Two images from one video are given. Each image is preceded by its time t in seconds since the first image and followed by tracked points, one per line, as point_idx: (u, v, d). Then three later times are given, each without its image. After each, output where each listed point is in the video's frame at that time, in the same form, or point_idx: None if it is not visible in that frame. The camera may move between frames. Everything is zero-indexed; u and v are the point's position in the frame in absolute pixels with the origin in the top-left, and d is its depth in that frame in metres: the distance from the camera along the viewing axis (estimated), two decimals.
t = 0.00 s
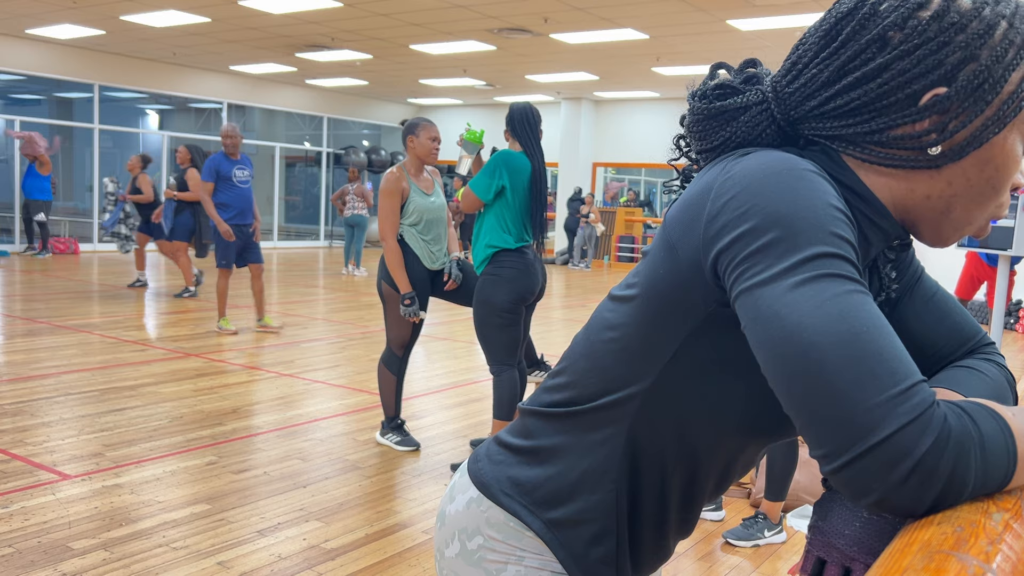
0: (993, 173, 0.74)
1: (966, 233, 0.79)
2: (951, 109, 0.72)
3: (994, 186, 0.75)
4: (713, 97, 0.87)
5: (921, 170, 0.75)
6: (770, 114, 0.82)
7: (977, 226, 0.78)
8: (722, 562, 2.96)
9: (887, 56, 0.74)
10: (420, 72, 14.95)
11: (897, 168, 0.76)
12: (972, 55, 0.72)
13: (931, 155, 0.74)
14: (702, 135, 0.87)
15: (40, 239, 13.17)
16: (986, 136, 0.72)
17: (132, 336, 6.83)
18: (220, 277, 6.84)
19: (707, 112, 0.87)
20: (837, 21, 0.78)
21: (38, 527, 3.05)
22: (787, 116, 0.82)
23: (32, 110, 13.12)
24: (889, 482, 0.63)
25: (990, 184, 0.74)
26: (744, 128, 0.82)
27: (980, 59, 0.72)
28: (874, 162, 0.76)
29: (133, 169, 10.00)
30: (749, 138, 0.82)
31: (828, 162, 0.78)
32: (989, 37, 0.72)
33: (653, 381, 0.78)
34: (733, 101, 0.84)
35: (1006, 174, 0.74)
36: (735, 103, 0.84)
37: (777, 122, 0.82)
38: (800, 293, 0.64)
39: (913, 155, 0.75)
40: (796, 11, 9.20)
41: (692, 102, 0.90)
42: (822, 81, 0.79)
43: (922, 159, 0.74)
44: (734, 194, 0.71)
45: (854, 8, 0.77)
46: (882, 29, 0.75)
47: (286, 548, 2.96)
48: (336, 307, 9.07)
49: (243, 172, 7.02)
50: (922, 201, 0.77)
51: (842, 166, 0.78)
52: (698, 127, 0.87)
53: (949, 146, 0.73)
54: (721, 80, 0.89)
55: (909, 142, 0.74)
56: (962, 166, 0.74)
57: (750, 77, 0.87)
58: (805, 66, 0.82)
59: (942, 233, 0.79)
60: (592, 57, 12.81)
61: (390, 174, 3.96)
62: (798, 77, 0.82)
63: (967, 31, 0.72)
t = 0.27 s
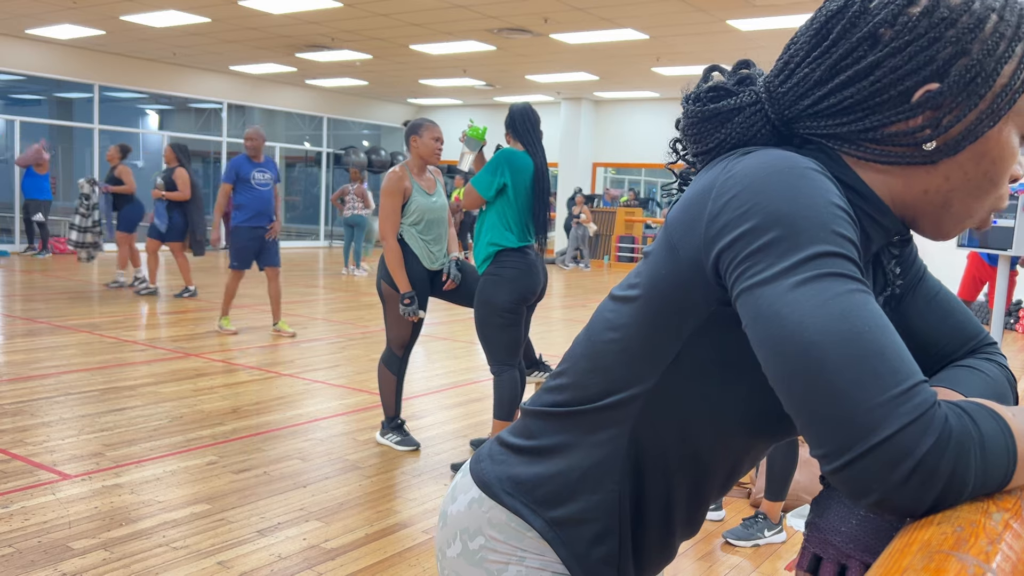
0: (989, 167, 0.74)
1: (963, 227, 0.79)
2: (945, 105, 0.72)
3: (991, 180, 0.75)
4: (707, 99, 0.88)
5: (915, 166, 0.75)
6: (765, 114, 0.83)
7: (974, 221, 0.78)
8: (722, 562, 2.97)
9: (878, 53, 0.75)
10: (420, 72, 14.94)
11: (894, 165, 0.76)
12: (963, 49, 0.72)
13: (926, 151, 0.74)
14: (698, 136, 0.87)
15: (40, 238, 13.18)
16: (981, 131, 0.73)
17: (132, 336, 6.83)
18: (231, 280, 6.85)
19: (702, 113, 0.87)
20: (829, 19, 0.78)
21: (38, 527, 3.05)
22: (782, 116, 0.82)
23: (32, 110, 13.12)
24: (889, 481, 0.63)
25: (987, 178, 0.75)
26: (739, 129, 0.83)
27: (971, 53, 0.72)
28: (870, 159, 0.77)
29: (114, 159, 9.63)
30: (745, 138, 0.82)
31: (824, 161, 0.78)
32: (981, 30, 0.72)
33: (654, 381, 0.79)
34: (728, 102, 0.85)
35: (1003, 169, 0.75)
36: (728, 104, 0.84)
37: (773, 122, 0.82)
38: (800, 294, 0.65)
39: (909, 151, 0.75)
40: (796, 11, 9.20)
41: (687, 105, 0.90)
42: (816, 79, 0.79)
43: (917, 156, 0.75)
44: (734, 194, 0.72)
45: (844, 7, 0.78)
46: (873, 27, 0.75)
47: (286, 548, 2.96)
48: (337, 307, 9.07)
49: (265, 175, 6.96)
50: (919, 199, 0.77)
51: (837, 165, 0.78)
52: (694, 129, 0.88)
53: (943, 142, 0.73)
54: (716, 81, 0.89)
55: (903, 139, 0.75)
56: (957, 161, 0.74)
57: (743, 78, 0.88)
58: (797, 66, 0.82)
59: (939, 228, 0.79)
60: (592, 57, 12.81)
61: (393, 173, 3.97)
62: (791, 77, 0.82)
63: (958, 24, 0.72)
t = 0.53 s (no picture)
0: (987, 163, 0.74)
1: (959, 225, 0.79)
2: (941, 103, 0.72)
3: (989, 177, 0.74)
4: (702, 100, 0.87)
5: (912, 164, 0.75)
6: (761, 114, 0.82)
7: (974, 217, 0.77)
8: (722, 562, 2.97)
9: (873, 53, 0.75)
10: (420, 72, 14.95)
11: (890, 163, 0.76)
12: (957, 48, 0.72)
13: (921, 149, 0.74)
14: (694, 138, 0.87)
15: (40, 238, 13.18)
16: (977, 128, 0.72)
17: (132, 336, 6.83)
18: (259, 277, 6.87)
19: (697, 115, 0.87)
20: (823, 19, 0.78)
21: (38, 527, 3.05)
22: (778, 116, 0.82)
23: (32, 110, 13.13)
24: (890, 481, 0.63)
25: (985, 174, 0.74)
26: (735, 129, 0.82)
27: (965, 52, 0.72)
28: (867, 157, 0.77)
29: (92, 159, 9.43)
30: (741, 138, 0.82)
31: (822, 159, 0.78)
32: (975, 28, 0.72)
33: (654, 380, 0.78)
34: (724, 103, 0.85)
35: (999, 167, 0.74)
36: (724, 105, 0.84)
37: (769, 122, 0.82)
38: (801, 292, 0.64)
39: (905, 150, 0.75)
40: (796, 11, 9.21)
41: (682, 106, 0.90)
42: (811, 80, 0.79)
43: (913, 154, 0.74)
44: (736, 194, 0.71)
45: (838, 6, 0.77)
46: (867, 26, 0.75)
47: (287, 549, 2.96)
48: (337, 307, 9.08)
49: (283, 174, 6.90)
50: (919, 197, 0.77)
51: (835, 163, 0.78)
52: (690, 128, 0.87)
53: (941, 141, 0.73)
54: (711, 82, 0.89)
55: (899, 138, 0.74)
56: (955, 158, 0.74)
57: (739, 78, 0.88)
58: (791, 64, 0.81)
59: (938, 225, 0.79)
60: (592, 57, 12.81)
61: (394, 172, 3.97)
62: (786, 77, 0.82)
63: (952, 24, 0.72)
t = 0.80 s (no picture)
0: (986, 163, 0.74)
1: (959, 224, 0.79)
2: (941, 104, 0.72)
3: (989, 177, 0.75)
4: (702, 100, 0.88)
5: (912, 164, 0.75)
6: (761, 114, 0.82)
7: (974, 217, 0.78)
8: (722, 562, 2.97)
9: (872, 55, 0.75)
10: (420, 72, 14.94)
11: (890, 163, 0.76)
12: (957, 48, 0.72)
13: (921, 149, 0.74)
14: (694, 138, 0.87)
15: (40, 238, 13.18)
16: (976, 129, 0.73)
17: (132, 336, 6.83)
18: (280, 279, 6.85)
19: (697, 116, 0.87)
20: (823, 19, 0.78)
21: (38, 527, 3.05)
22: (778, 116, 0.82)
23: (32, 110, 13.12)
24: (891, 481, 0.63)
25: (985, 174, 0.74)
26: (735, 129, 0.83)
27: (966, 52, 0.72)
28: (867, 157, 0.77)
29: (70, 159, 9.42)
30: (740, 139, 0.82)
31: (823, 158, 0.78)
32: (975, 29, 0.72)
33: (655, 380, 0.79)
34: (724, 103, 0.85)
35: (999, 166, 0.75)
36: (725, 105, 0.84)
37: (768, 123, 0.82)
38: (802, 291, 0.65)
39: (905, 149, 0.75)
40: (796, 11, 9.20)
41: (682, 107, 0.90)
42: (810, 80, 0.79)
43: (913, 154, 0.75)
44: (736, 194, 0.72)
45: (837, 7, 0.77)
46: (867, 27, 0.75)
47: (286, 549, 2.96)
48: (337, 307, 9.08)
49: (299, 175, 6.88)
50: (917, 197, 0.77)
51: (835, 163, 0.78)
52: (690, 129, 0.87)
53: (940, 140, 0.73)
54: (710, 82, 0.89)
55: (898, 138, 0.75)
56: (955, 158, 0.74)
57: (739, 79, 0.88)
58: (791, 65, 0.81)
59: (939, 224, 0.79)
60: (592, 57, 12.81)
61: (393, 173, 3.98)
62: (785, 77, 0.82)
63: (951, 25, 0.72)
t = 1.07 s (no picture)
0: (985, 163, 0.74)
1: (958, 225, 0.79)
2: (941, 104, 0.72)
3: (988, 175, 0.75)
4: (702, 100, 0.88)
5: (911, 164, 0.75)
6: (760, 115, 0.82)
7: (973, 216, 0.78)
8: (722, 562, 2.97)
9: (871, 56, 0.75)
10: (420, 72, 14.95)
11: (891, 163, 0.76)
12: (956, 49, 0.72)
13: (920, 149, 0.74)
14: (694, 138, 0.87)
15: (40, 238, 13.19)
16: (975, 128, 0.73)
17: (132, 336, 6.83)
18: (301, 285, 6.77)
19: (698, 116, 0.87)
20: (822, 19, 0.78)
21: (38, 527, 3.05)
22: (778, 116, 0.82)
23: (32, 110, 13.13)
24: (891, 481, 0.63)
25: (983, 174, 0.75)
26: (734, 129, 0.83)
27: (965, 52, 0.72)
28: (866, 157, 0.77)
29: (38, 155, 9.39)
30: (741, 139, 0.82)
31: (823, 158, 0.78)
32: (973, 29, 0.72)
33: (656, 379, 0.79)
34: (723, 103, 0.85)
35: (998, 165, 0.75)
36: (724, 105, 0.84)
37: (768, 123, 0.82)
38: (802, 291, 0.65)
39: (904, 150, 0.75)
40: (796, 11, 9.20)
41: (682, 106, 0.90)
42: (810, 80, 0.79)
43: (912, 154, 0.75)
44: (737, 194, 0.72)
45: (837, 6, 0.77)
46: (867, 27, 0.75)
47: (286, 548, 2.96)
48: (337, 307, 9.09)
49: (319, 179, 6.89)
50: (918, 197, 0.77)
51: (835, 163, 0.78)
52: (690, 129, 0.88)
53: (940, 140, 0.73)
54: (710, 82, 0.89)
55: (898, 138, 0.75)
56: (954, 157, 0.74)
57: (738, 78, 0.88)
58: (791, 65, 0.81)
59: (939, 225, 0.79)
60: (592, 57, 12.81)
61: (391, 174, 3.98)
62: (785, 77, 0.82)
63: (951, 24, 0.72)
